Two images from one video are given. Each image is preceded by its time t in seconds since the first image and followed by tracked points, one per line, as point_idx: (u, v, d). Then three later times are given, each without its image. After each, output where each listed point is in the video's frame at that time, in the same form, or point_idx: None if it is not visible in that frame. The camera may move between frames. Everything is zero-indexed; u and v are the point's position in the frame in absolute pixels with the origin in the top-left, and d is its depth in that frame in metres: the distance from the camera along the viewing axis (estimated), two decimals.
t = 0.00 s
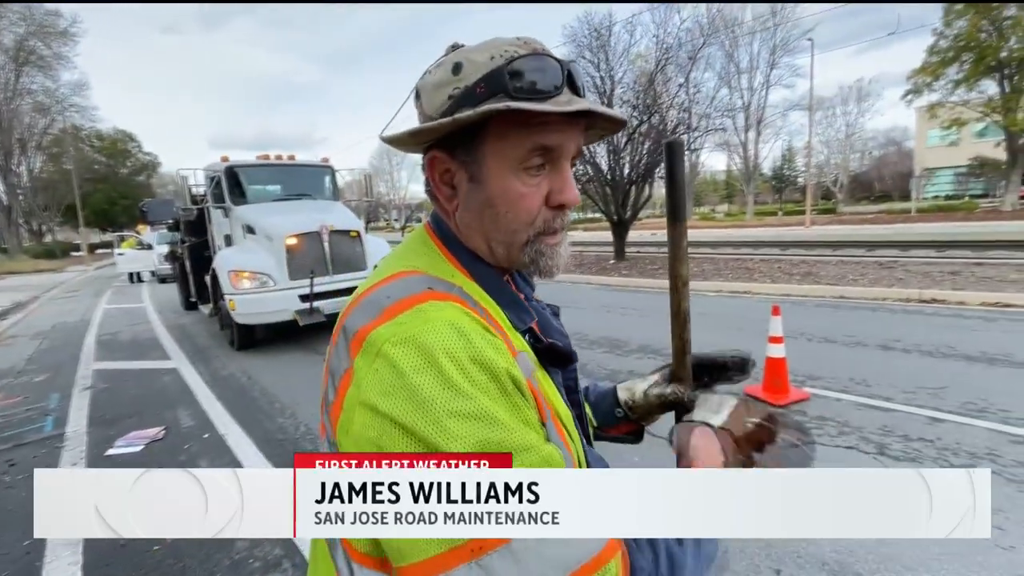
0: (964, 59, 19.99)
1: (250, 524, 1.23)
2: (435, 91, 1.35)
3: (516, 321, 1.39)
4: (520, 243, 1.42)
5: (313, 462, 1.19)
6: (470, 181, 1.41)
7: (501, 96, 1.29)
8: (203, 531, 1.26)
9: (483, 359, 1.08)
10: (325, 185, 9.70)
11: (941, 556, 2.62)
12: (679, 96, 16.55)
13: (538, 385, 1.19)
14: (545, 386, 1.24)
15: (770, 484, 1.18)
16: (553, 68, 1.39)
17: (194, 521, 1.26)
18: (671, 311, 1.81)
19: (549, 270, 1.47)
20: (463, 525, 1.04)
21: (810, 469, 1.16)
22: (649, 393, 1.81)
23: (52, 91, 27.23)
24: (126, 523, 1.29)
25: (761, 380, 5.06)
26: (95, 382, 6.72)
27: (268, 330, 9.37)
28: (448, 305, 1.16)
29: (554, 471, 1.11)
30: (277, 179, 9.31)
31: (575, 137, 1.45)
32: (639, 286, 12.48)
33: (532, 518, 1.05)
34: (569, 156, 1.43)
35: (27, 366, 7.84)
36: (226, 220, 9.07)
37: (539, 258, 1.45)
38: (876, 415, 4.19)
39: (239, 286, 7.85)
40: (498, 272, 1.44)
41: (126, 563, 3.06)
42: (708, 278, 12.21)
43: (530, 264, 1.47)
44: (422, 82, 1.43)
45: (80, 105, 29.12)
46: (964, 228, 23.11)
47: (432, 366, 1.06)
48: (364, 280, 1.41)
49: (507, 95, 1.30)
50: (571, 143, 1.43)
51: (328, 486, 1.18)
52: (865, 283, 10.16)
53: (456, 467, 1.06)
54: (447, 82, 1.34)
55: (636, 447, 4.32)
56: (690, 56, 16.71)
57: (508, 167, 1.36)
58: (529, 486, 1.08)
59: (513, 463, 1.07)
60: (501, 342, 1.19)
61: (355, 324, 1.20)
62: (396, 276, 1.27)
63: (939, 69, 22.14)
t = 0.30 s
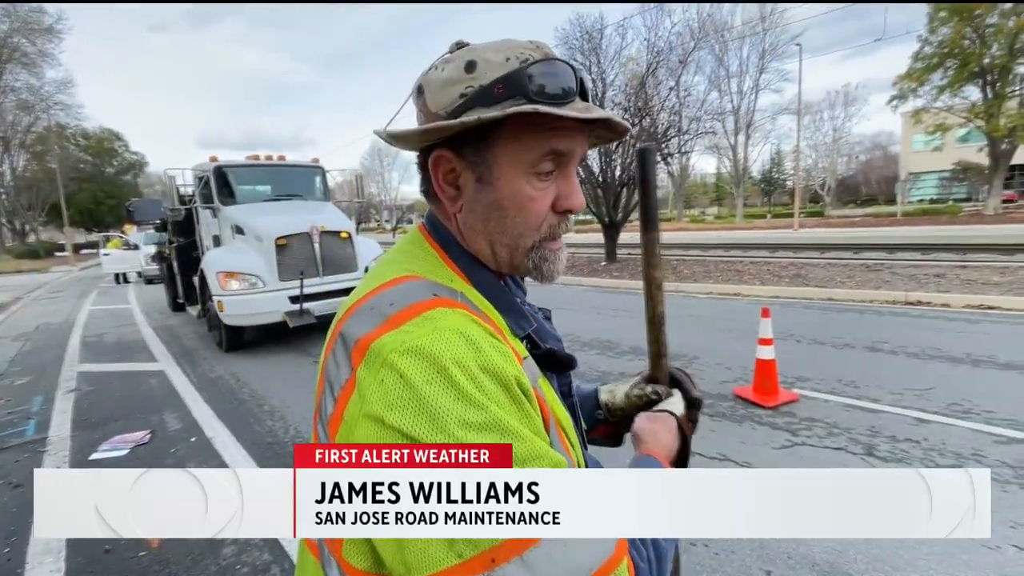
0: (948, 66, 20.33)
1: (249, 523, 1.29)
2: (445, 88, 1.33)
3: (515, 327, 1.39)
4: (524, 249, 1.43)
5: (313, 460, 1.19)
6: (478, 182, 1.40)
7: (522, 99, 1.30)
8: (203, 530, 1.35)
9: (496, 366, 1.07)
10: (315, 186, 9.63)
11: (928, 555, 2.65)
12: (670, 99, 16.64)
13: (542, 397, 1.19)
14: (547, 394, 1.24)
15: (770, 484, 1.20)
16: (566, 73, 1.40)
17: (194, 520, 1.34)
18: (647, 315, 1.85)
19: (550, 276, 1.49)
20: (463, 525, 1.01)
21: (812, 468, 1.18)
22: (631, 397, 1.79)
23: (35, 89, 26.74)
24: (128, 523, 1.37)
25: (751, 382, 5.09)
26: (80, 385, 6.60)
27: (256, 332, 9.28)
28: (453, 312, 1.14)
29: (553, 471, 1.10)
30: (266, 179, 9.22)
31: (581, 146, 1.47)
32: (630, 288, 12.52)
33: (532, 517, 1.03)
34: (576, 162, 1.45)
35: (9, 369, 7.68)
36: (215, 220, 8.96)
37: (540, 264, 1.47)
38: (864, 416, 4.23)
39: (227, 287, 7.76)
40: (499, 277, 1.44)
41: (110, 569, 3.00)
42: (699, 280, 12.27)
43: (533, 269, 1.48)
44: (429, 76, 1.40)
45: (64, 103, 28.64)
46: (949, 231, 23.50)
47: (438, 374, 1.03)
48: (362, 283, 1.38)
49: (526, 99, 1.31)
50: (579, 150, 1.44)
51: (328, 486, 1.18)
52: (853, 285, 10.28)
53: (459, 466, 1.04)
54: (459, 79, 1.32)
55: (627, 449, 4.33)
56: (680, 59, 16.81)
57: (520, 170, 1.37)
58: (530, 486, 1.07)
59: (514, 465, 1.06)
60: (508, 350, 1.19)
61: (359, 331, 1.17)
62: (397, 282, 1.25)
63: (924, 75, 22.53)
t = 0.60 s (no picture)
0: (937, 69, 20.71)
1: (249, 523, 1.26)
2: (448, 87, 1.32)
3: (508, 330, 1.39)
4: (522, 253, 1.43)
5: (313, 460, 1.16)
6: (478, 184, 1.38)
7: (528, 103, 1.28)
8: (203, 530, 1.30)
9: (489, 370, 1.06)
10: (306, 186, 9.56)
11: (919, 554, 2.68)
12: (664, 101, 16.72)
13: (535, 394, 1.18)
14: (540, 400, 1.23)
15: (769, 484, 1.19)
16: (571, 78, 1.40)
17: (194, 520, 1.30)
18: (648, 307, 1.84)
19: (547, 280, 1.50)
20: (464, 525, 1.00)
21: (813, 469, 1.17)
22: (629, 362, 1.87)
23: (20, 85, 26.27)
24: (128, 523, 1.33)
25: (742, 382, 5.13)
26: (67, 387, 6.51)
27: (248, 333, 9.20)
28: (445, 312, 1.13)
29: (549, 470, 1.11)
30: (256, 179, 9.12)
31: (583, 152, 1.46)
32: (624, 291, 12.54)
33: (532, 517, 1.02)
34: (577, 168, 1.45)
35: None
36: (206, 220, 8.88)
37: (537, 269, 1.47)
38: (855, 416, 4.27)
39: (218, 287, 7.69)
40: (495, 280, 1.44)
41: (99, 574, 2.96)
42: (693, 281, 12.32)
43: (530, 274, 1.48)
44: (432, 74, 1.38)
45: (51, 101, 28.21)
46: (937, 233, 23.74)
47: (424, 375, 1.02)
48: (354, 281, 1.36)
49: (532, 103, 1.30)
50: (581, 155, 1.44)
51: (328, 486, 1.15)
52: (844, 286, 10.40)
53: (458, 463, 1.02)
54: (462, 79, 1.31)
55: (621, 450, 4.32)
56: (673, 61, 16.90)
57: (520, 173, 1.36)
58: (530, 486, 1.07)
59: (514, 462, 1.05)
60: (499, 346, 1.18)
61: (351, 331, 1.15)
62: (388, 281, 1.23)
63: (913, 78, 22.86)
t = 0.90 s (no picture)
0: (928, 72, 20.87)
1: (248, 522, 1.24)
2: (452, 85, 1.30)
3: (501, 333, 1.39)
4: (512, 260, 1.43)
5: (313, 460, 1.17)
6: (473, 187, 1.38)
7: (529, 111, 1.28)
8: (203, 530, 1.29)
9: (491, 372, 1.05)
10: (300, 186, 9.51)
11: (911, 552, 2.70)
12: (658, 102, 16.75)
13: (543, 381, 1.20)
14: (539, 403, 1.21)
15: (768, 484, 1.20)
16: (579, 86, 1.38)
17: (194, 520, 1.28)
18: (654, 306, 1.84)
19: (535, 288, 1.50)
20: (464, 524, 1.02)
21: (812, 470, 1.18)
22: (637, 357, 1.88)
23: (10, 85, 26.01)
24: (128, 522, 1.31)
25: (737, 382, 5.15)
26: (58, 388, 6.44)
27: (241, 333, 9.15)
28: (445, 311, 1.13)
29: (554, 470, 1.04)
30: (250, 179, 9.07)
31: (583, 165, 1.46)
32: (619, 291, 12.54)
33: (532, 517, 1.00)
34: (576, 180, 1.44)
35: None
36: (199, 220, 8.82)
37: (525, 277, 1.47)
38: (848, 416, 4.29)
39: (211, 288, 7.64)
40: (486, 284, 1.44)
41: None
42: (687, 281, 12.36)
43: (519, 282, 1.49)
44: (437, 67, 1.36)
45: (42, 100, 27.95)
46: (929, 234, 23.86)
47: (442, 360, 1.01)
48: (350, 276, 1.36)
49: (534, 110, 1.30)
50: (581, 168, 1.44)
51: (328, 486, 1.15)
52: (837, 286, 10.46)
53: (457, 463, 1.02)
54: (467, 79, 1.30)
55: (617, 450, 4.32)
56: (668, 62, 16.94)
57: (518, 182, 1.36)
58: (530, 486, 1.03)
59: (514, 462, 1.01)
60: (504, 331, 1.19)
61: (349, 328, 1.15)
62: (385, 280, 1.23)
63: (905, 81, 23.06)
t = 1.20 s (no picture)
0: (922, 74, 21.01)
1: (248, 523, 1.24)
2: (447, 86, 1.30)
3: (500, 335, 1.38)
4: (512, 259, 1.43)
5: (312, 460, 1.11)
6: (471, 188, 1.38)
7: (527, 108, 1.28)
8: (204, 530, 1.31)
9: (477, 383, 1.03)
10: (295, 186, 9.48)
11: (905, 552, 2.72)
12: (654, 103, 16.80)
13: (533, 400, 1.17)
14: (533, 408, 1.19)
15: (768, 484, 1.21)
16: (573, 84, 1.39)
17: (195, 520, 1.32)
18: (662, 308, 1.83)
19: (535, 286, 1.50)
20: (464, 525, 1.00)
21: (812, 469, 1.18)
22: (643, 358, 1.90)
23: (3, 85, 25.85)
24: (127, 523, 1.32)
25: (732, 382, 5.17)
26: (51, 390, 6.39)
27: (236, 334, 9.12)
28: (436, 321, 1.12)
29: (552, 470, 1.08)
30: (245, 179, 9.03)
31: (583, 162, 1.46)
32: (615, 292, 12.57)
33: (532, 517, 1.02)
34: (574, 178, 1.45)
35: None
36: (194, 220, 8.78)
37: (526, 274, 1.46)
38: (842, 416, 4.32)
39: (206, 288, 7.61)
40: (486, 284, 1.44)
41: None
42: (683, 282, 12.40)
43: (519, 280, 1.48)
44: (431, 69, 1.36)
45: (36, 100, 27.80)
46: (923, 235, 24.01)
47: (418, 382, 1.00)
48: (345, 280, 1.35)
49: (531, 108, 1.30)
50: (579, 164, 1.44)
51: (327, 485, 1.11)
52: (832, 287, 10.53)
53: (457, 463, 1.01)
54: (462, 79, 1.30)
55: (613, 450, 4.33)
56: (664, 64, 17.00)
57: (516, 179, 1.36)
58: (530, 486, 1.06)
59: (513, 464, 1.03)
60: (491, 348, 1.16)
61: (338, 336, 1.14)
62: (379, 286, 1.22)
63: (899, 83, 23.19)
